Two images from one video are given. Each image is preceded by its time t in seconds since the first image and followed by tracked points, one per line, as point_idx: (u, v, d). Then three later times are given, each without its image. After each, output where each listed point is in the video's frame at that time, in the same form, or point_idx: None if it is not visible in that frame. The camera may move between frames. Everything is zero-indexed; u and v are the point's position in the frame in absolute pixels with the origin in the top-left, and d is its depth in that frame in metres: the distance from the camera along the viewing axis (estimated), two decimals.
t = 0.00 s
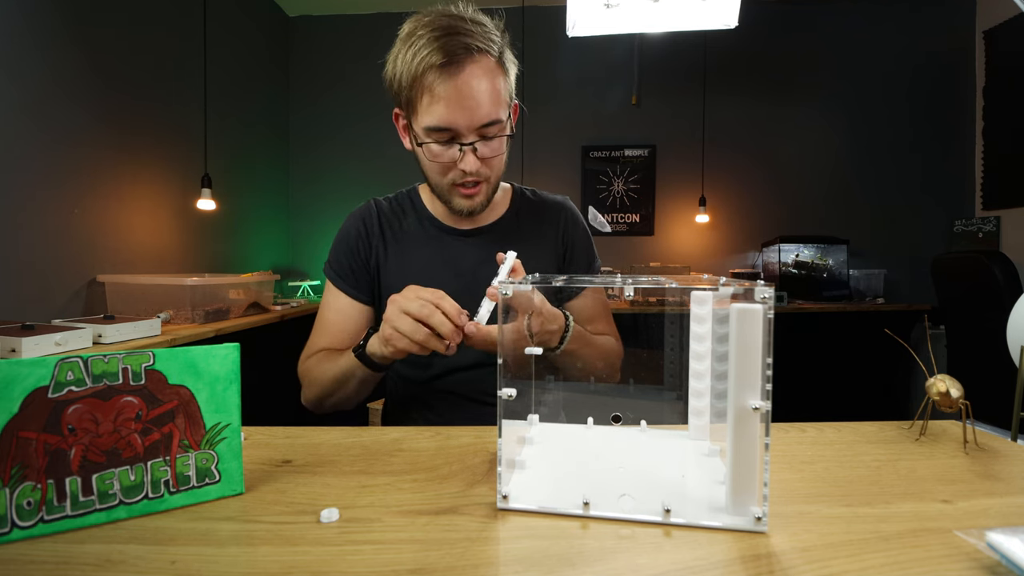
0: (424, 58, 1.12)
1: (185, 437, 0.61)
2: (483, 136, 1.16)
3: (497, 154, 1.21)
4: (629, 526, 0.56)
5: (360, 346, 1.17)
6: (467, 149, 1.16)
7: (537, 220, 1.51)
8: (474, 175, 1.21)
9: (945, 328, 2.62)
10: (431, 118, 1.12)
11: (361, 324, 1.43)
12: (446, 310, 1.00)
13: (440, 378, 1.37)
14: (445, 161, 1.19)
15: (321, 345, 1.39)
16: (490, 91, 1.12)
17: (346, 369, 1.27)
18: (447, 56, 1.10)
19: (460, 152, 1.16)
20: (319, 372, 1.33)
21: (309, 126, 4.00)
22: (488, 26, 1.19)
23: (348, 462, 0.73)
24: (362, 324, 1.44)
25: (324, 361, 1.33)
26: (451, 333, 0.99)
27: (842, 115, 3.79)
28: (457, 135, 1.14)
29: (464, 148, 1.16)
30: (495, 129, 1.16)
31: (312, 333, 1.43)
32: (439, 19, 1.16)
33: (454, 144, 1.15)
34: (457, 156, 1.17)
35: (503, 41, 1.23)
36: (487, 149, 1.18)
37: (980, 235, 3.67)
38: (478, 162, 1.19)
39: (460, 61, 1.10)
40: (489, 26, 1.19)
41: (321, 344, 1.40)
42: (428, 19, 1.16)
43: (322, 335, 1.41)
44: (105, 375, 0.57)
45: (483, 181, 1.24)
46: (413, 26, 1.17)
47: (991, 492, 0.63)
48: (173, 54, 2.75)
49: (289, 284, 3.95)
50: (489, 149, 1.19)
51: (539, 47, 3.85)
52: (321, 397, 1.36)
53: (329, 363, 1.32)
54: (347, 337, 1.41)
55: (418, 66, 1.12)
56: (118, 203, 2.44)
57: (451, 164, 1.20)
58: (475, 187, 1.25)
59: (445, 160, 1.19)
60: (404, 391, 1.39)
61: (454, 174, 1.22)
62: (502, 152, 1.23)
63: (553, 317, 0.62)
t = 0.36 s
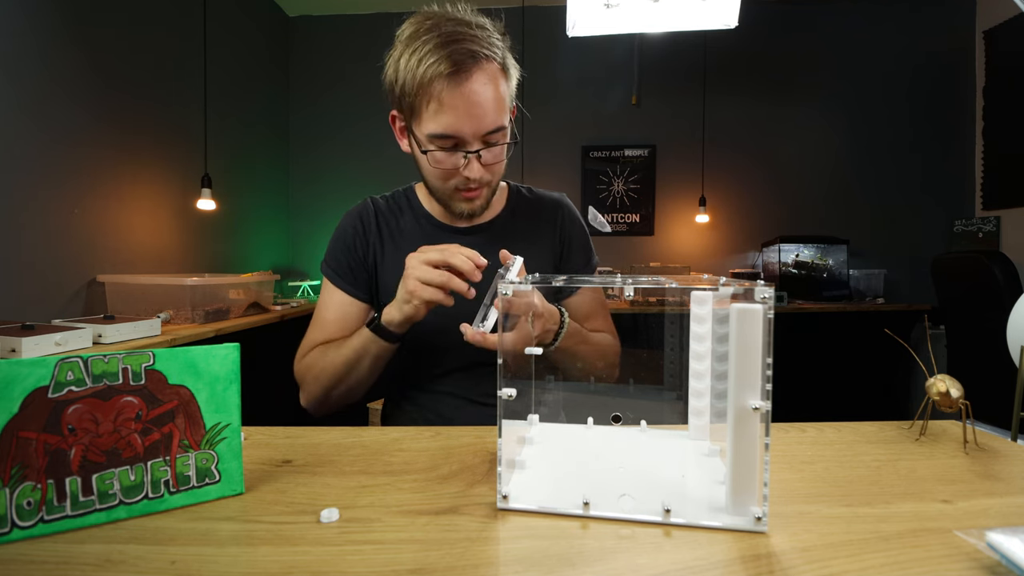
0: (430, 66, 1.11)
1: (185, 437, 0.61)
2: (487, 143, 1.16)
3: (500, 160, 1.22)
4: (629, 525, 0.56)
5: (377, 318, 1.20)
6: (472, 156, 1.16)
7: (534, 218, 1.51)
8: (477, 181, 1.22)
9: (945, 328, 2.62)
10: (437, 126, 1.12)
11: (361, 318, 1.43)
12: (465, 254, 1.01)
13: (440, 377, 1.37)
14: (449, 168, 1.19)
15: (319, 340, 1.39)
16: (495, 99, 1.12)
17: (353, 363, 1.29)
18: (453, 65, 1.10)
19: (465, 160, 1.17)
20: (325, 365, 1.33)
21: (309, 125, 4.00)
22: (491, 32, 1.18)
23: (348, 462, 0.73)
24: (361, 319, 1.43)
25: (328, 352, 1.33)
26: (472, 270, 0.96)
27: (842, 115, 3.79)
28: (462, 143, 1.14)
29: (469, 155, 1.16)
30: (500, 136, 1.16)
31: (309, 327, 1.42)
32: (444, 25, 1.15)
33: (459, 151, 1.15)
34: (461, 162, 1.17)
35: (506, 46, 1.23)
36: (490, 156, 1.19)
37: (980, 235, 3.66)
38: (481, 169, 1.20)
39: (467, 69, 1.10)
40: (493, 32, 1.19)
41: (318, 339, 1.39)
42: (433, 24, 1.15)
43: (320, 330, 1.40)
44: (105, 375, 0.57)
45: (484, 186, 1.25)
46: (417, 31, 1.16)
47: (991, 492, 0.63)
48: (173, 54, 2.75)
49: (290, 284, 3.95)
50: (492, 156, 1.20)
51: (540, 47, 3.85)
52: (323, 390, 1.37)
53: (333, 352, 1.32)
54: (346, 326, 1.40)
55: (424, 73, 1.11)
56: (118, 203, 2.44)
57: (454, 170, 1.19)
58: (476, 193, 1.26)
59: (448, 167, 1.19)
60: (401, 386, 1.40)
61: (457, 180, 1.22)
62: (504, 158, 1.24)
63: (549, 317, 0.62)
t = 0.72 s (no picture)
0: (436, 70, 1.11)
1: (185, 437, 0.61)
2: (491, 148, 1.16)
3: (502, 165, 1.22)
4: (629, 526, 0.56)
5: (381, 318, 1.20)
6: (475, 161, 1.16)
7: (533, 217, 1.51)
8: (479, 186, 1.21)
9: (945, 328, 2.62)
10: (441, 129, 1.11)
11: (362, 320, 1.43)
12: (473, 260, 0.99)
13: (440, 377, 1.37)
14: (452, 172, 1.18)
15: (320, 342, 1.39)
16: (501, 104, 1.12)
17: (351, 367, 1.28)
18: (460, 69, 1.10)
19: (468, 164, 1.16)
20: (326, 366, 1.32)
21: (309, 125, 4.00)
22: (498, 38, 1.18)
23: (348, 461, 0.73)
24: (361, 321, 1.44)
25: (329, 353, 1.32)
26: (479, 277, 0.96)
27: (842, 115, 3.79)
28: (466, 147, 1.13)
29: (472, 160, 1.16)
30: (504, 141, 1.16)
31: (310, 329, 1.42)
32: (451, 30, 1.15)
33: (462, 156, 1.15)
34: (464, 167, 1.17)
35: (512, 52, 1.23)
36: (494, 161, 1.18)
37: (980, 235, 3.66)
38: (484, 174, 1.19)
39: (473, 74, 1.10)
40: (499, 38, 1.19)
41: (319, 341, 1.39)
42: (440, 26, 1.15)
43: (321, 333, 1.40)
44: (105, 375, 0.57)
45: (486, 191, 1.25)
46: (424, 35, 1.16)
47: (991, 492, 0.63)
48: (173, 54, 2.75)
49: (290, 284, 3.95)
50: (496, 161, 1.19)
51: (540, 47, 3.85)
52: (323, 393, 1.36)
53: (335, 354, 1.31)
54: (348, 328, 1.41)
55: (430, 76, 1.11)
56: (118, 203, 2.44)
57: (457, 174, 1.19)
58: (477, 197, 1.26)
59: (451, 170, 1.18)
60: (401, 385, 1.41)
61: (459, 183, 1.22)
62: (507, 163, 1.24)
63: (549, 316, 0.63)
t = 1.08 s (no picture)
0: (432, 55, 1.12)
1: (185, 437, 0.61)
2: (485, 136, 1.15)
3: (498, 157, 1.21)
4: (629, 525, 0.56)
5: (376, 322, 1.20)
6: (467, 148, 1.15)
7: (534, 218, 1.50)
8: (472, 175, 1.20)
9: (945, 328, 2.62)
10: (433, 113, 1.12)
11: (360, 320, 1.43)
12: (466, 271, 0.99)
13: (439, 378, 1.37)
14: (444, 159, 1.17)
15: (318, 341, 1.39)
16: (495, 90, 1.12)
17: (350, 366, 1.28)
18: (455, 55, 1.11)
19: (460, 151, 1.15)
20: (324, 365, 1.32)
21: (309, 125, 4.00)
22: (499, 31, 1.19)
23: (348, 462, 0.73)
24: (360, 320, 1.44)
25: (327, 353, 1.32)
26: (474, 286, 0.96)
27: (842, 115, 3.79)
28: (458, 132, 1.13)
29: (465, 147, 1.15)
30: (498, 130, 1.15)
31: (308, 328, 1.42)
32: (451, 20, 1.17)
33: (455, 142, 1.14)
34: (457, 154, 1.16)
35: (514, 47, 1.23)
36: (487, 150, 1.17)
37: (980, 235, 3.66)
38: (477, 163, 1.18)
39: (469, 60, 1.11)
40: (501, 31, 1.20)
41: (316, 340, 1.39)
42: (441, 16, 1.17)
43: (319, 331, 1.40)
44: (105, 375, 0.57)
45: (480, 182, 1.23)
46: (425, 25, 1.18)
47: (991, 492, 0.63)
48: (173, 54, 2.75)
49: (290, 284, 3.95)
50: (491, 151, 1.18)
51: (539, 47, 3.85)
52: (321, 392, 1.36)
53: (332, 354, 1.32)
54: (346, 327, 1.41)
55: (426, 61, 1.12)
56: (118, 203, 2.44)
57: (450, 162, 1.18)
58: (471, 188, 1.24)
59: (444, 158, 1.18)
60: (400, 385, 1.40)
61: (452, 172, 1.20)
62: (503, 156, 1.22)
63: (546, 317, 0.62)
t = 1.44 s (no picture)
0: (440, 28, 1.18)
1: (185, 437, 0.61)
2: (489, 104, 1.17)
3: (501, 131, 1.20)
4: (629, 526, 0.56)
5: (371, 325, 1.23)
6: (471, 112, 1.16)
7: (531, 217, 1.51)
8: (474, 144, 1.18)
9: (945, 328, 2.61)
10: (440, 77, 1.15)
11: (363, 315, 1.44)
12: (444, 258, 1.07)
13: (439, 377, 1.36)
14: (447, 124, 1.17)
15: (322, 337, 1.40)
16: (500, 63, 1.17)
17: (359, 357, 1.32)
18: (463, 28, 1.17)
19: (464, 115, 1.16)
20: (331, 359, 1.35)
21: (309, 125, 4.00)
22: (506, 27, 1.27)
23: (348, 462, 0.73)
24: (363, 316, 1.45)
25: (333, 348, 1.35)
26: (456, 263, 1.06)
27: (842, 115, 3.79)
28: (463, 95, 1.15)
29: (469, 111, 1.16)
30: (502, 100, 1.17)
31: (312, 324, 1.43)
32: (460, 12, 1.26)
33: (459, 106, 1.16)
34: (460, 119, 1.16)
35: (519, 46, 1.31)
36: (491, 119, 1.17)
37: (980, 235, 3.66)
38: (480, 130, 1.17)
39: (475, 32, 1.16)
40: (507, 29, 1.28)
41: (319, 336, 1.40)
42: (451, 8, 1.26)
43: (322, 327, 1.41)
44: (105, 375, 0.57)
45: (482, 156, 1.20)
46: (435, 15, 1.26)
47: (991, 492, 0.63)
48: (173, 54, 2.75)
49: (290, 284, 3.96)
50: (495, 123, 1.19)
51: (539, 47, 3.85)
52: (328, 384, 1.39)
53: (336, 345, 1.35)
54: (345, 321, 1.39)
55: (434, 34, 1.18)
56: (117, 203, 2.44)
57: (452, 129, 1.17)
58: (472, 160, 1.20)
59: (447, 123, 1.17)
60: (400, 384, 1.40)
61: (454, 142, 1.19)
62: (506, 132, 1.22)
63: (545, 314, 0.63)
